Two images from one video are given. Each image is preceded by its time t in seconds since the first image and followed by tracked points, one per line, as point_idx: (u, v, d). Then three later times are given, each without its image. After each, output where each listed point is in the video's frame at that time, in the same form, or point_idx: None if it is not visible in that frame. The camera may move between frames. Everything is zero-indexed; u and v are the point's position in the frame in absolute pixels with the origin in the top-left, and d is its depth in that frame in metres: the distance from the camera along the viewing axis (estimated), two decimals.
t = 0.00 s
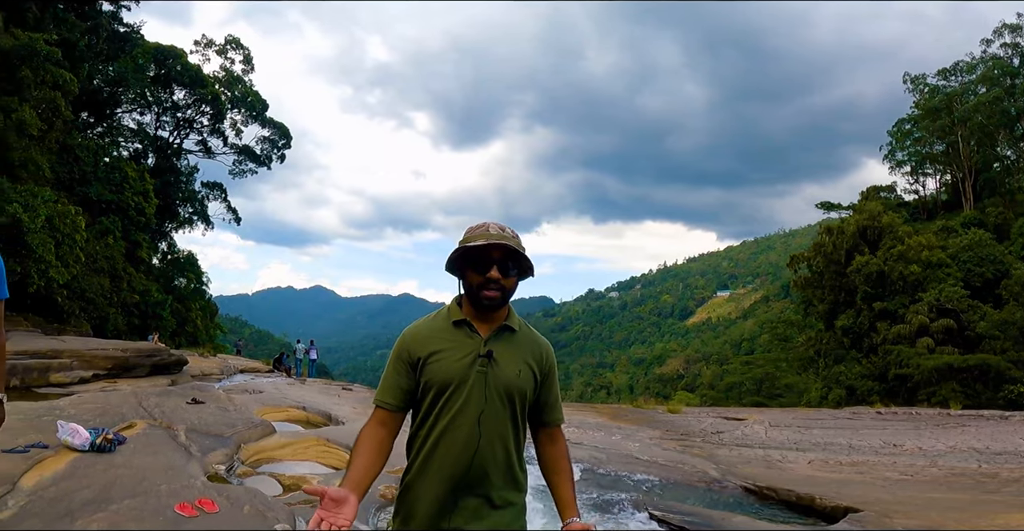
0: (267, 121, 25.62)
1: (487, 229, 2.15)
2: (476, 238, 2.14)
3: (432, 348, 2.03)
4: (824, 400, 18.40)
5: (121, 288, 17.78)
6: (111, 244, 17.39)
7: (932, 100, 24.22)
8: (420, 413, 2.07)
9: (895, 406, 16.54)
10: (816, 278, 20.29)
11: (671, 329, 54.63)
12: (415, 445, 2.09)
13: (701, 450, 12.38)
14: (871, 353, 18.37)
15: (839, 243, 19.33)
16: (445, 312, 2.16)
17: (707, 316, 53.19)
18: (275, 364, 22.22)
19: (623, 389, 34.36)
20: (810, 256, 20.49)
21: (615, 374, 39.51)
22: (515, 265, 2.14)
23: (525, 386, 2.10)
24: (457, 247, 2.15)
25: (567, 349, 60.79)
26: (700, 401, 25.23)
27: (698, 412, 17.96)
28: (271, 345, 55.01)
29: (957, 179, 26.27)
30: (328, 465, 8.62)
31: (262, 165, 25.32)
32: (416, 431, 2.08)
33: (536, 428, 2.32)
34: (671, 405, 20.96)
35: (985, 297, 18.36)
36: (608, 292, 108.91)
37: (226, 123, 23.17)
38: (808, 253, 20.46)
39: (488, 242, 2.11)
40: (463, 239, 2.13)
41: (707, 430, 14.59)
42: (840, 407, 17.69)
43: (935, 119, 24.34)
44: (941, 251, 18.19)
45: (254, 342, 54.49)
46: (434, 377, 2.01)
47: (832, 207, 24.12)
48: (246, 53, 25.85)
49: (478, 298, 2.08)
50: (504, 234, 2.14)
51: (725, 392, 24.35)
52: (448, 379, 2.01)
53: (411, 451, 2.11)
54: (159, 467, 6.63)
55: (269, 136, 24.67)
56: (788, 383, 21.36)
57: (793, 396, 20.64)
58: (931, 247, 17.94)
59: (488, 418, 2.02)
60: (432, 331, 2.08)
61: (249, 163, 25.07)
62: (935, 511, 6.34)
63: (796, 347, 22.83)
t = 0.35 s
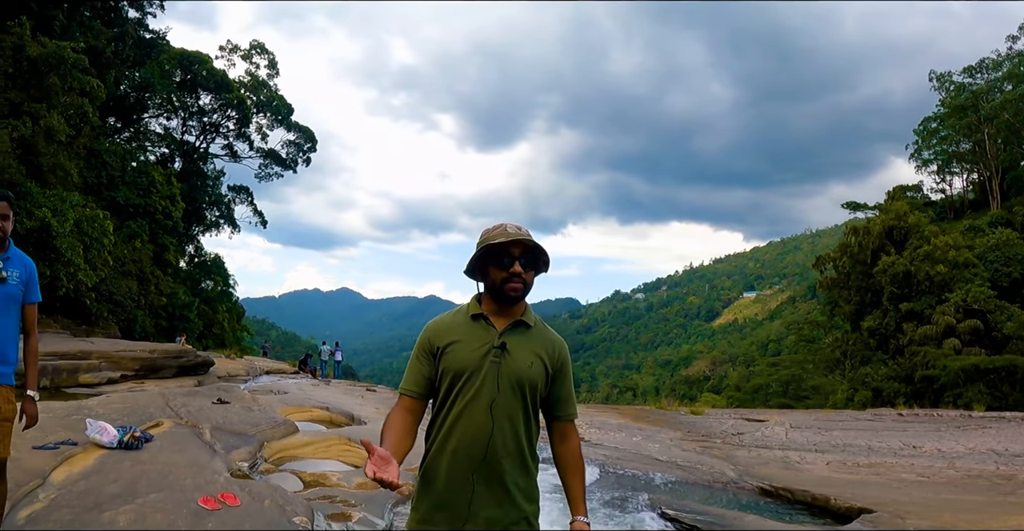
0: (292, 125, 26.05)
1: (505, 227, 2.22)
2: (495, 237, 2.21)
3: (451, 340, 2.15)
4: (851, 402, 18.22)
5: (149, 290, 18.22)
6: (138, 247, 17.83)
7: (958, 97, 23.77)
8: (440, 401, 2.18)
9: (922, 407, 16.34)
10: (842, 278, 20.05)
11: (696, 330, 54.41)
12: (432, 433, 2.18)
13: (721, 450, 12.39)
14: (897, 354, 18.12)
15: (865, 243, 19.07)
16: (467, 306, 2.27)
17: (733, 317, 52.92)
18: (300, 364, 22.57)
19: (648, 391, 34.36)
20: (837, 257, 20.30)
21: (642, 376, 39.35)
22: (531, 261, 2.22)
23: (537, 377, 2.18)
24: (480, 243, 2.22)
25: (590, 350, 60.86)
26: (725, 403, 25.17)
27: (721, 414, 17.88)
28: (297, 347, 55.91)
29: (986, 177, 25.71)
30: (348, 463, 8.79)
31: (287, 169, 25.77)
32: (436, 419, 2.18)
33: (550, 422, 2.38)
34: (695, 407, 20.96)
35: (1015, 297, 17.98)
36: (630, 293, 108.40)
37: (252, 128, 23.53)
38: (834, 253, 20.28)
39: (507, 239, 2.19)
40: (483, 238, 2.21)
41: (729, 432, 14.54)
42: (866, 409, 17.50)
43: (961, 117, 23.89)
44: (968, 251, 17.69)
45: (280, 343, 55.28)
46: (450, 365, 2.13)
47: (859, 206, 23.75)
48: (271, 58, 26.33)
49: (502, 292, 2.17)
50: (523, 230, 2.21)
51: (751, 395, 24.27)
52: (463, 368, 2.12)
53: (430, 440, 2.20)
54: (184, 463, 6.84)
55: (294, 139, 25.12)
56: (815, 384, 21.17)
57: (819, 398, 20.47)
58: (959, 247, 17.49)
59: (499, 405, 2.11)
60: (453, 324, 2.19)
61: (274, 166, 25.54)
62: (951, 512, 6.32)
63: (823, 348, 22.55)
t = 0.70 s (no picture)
0: (318, 128, 26.55)
1: (509, 245, 2.26)
2: (498, 256, 2.26)
3: (462, 353, 2.24)
4: (878, 403, 17.98)
5: (177, 292, 18.63)
6: (166, 250, 18.27)
7: (987, 94, 23.25)
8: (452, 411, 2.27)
9: (951, 409, 16.08)
10: (870, 278, 19.75)
11: (723, 331, 53.88)
12: (445, 443, 2.27)
13: (744, 452, 12.32)
14: (925, 356, 17.83)
15: (893, 243, 18.72)
16: (476, 318, 2.34)
17: (760, 318, 52.35)
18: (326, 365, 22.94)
19: (676, 392, 34.16)
20: (864, 257, 19.98)
21: (668, 376, 39.11)
22: (535, 278, 2.26)
23: (548, 386, 2.27)
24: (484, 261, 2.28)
25: (616, 350, 60.63)
26: (753, 403, 24.97)
27: (745, 414, 17.78)
28: (323, 347, 56.70)
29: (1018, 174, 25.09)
30: (374, 463, 8.96)
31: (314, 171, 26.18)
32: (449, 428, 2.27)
33: (562, 428, 2.44)
34: (720, 408, 20.82)
35: None
36: (655, 293, 107.69)
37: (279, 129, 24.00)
38: (862, 253, 19.97)
39: (510, 258, 2.23)
40: (487, 256, 2.26)
41: (753, 433, 14.45)
42: (893, 410, 17.28)
43: (990, 114, 23.37)
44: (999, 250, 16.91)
45: (307, 344, 56.09)
46: (462, 378, 2.22)
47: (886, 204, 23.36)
48: (297, 61, 26.78)
49: (504, 311, 2.25)
50: (526, 250, 2.25)
51: (778, 395, 24.03)
52: (475, 380, 2.20)
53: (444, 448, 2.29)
54: (213, 462, 7.06)
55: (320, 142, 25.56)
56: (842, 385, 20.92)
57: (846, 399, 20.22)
58: (990, 245, 16.94)
59: (511, 414, 2.19)
60: (463, 337, 2.27)
61: (301, 168, 25.99)
62: (971, 516, 6.28)
63: (850, 349, 22.23)
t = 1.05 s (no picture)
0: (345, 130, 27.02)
1: (499, 250, 2.37)
2: (490, 261, 2.37)
3: (463, 359, 2.36)
4: (906, 404, 17.75)
5: (206, 293, 19.09)
6: (195, 251, 18.73)
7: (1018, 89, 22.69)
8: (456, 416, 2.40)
9: (981, 410, 15.83)
10: (898, 277, 19.44)
11: (750, 330, 53.31)
12: (454, 447, 2.39)
13: (769, 452, 12.27)
14: (954, 355, 17.53)
15: (921, 242, 18.36)
16: (473, 322, 2.46)
17: (789, 317, 51.71)
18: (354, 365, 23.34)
19: (703, 392, 33.95)
20: (892, 256, 19.65)
21: (696, 376, 38.86)
22: (527, 279, 2.37)
23: (552, 381, 2.39)
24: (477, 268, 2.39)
25: (642, 350, 60.36)
26: (780, 403, 24.75)
27: (770, 414, 17.67)
28: (350, 348, 57.52)
29: None
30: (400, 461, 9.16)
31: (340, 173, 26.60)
32: (457, 432, 2.39)
33: (568, 420, 2.56)
34: (746, 408, 20.68)
35: None
36: (681, 293, 106.81)
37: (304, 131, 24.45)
38: (889, 252, 19.65)
39: (501, 262, 2.34)
40: (480, 261, 2.37)
41: (777, 433, 14.36)
42: (921, 411, 17.06)
43: (1020, 110, 22.82)
44: None
45: (335, 344, 56.87)
46: (466, 382, 2.34)
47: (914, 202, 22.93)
48: (323, 63, 27.23)
49: (499, 314, 2.36)
50: (514, 254, 2.36)
51: (806, 396, 23.78)
52: (479, 383, 2.33)
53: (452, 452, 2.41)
54: (242, 459, 7.31)
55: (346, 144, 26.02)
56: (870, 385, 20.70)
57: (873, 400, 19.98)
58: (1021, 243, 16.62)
59: (516, 414, 2.31)
60: (462, 342, 2.40)
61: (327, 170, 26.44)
62: (992, 517, 6.26)
63: (878, 350, 21.92)
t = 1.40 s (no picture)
0: (376, 130, 27.47)
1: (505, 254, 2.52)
2: (497, 263, 2.53)
3: (472, 355, 2.53)
4: (939, 403, 17.48)
5: (239, 293, 19.63)
6: (229, 252, 19.29)
7: None
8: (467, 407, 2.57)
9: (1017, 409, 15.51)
10: (931, 274, 19.07)
11: (783, 328, 52.62)
12: (466, 437, 2.57)
13: (797, 450, 12.23)
14: (989, 354, 17.18)
15: (954, 238, 18.00)
16: (482, 320, 2.62)
17: (822, 315, 50.93)
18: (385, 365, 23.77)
19: (735, 390, 33.73)
20: (925, 252, 19.28)
21: (727, 375, 38.57)
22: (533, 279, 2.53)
23: (558, 374, 2.54)
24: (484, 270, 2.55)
25: (673, 349, 60.01)
26: (814, 402, 24.49)
27: (800, 413, 17.54)
28: (382, 347, 58.36)
29: None
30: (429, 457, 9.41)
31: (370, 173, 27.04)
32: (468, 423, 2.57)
33: (576, 412, 2.71)
34: (777, 407, 20.54)
35: None
36: (711, 291, 105.63)
37: (336, 132, 24.88)
38: (922, 249, 19.28)
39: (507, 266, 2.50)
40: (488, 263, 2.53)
41: (807, 431, 14.27)
42: (956, 410, 16.78)
43: None
44: None
45: (367, 344, 57.71)
46: (475, 376, 2.51)
47: (948, 197, 22.43)
48: (352, 65, 27.70)
49: (506, 313, 2.52)
50: (520, 259, 2.52)
51: (839, 395, 23.49)
52: (487, 376, 2.50)
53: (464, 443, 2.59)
54: (276, 454, 7.60)
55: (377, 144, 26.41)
56: (903, 384, 20.40)
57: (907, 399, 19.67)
58: None
59: (523, 405, 2.47)
60: (471, 340, 2.57)
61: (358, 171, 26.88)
62: (1018, 516, 6.25)
63: (913, 347, 21.53)
